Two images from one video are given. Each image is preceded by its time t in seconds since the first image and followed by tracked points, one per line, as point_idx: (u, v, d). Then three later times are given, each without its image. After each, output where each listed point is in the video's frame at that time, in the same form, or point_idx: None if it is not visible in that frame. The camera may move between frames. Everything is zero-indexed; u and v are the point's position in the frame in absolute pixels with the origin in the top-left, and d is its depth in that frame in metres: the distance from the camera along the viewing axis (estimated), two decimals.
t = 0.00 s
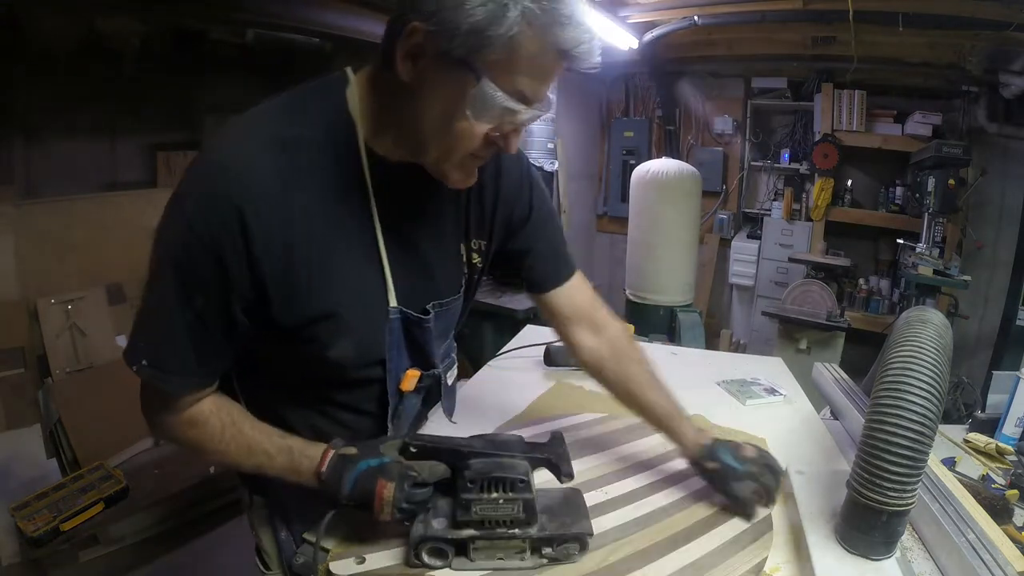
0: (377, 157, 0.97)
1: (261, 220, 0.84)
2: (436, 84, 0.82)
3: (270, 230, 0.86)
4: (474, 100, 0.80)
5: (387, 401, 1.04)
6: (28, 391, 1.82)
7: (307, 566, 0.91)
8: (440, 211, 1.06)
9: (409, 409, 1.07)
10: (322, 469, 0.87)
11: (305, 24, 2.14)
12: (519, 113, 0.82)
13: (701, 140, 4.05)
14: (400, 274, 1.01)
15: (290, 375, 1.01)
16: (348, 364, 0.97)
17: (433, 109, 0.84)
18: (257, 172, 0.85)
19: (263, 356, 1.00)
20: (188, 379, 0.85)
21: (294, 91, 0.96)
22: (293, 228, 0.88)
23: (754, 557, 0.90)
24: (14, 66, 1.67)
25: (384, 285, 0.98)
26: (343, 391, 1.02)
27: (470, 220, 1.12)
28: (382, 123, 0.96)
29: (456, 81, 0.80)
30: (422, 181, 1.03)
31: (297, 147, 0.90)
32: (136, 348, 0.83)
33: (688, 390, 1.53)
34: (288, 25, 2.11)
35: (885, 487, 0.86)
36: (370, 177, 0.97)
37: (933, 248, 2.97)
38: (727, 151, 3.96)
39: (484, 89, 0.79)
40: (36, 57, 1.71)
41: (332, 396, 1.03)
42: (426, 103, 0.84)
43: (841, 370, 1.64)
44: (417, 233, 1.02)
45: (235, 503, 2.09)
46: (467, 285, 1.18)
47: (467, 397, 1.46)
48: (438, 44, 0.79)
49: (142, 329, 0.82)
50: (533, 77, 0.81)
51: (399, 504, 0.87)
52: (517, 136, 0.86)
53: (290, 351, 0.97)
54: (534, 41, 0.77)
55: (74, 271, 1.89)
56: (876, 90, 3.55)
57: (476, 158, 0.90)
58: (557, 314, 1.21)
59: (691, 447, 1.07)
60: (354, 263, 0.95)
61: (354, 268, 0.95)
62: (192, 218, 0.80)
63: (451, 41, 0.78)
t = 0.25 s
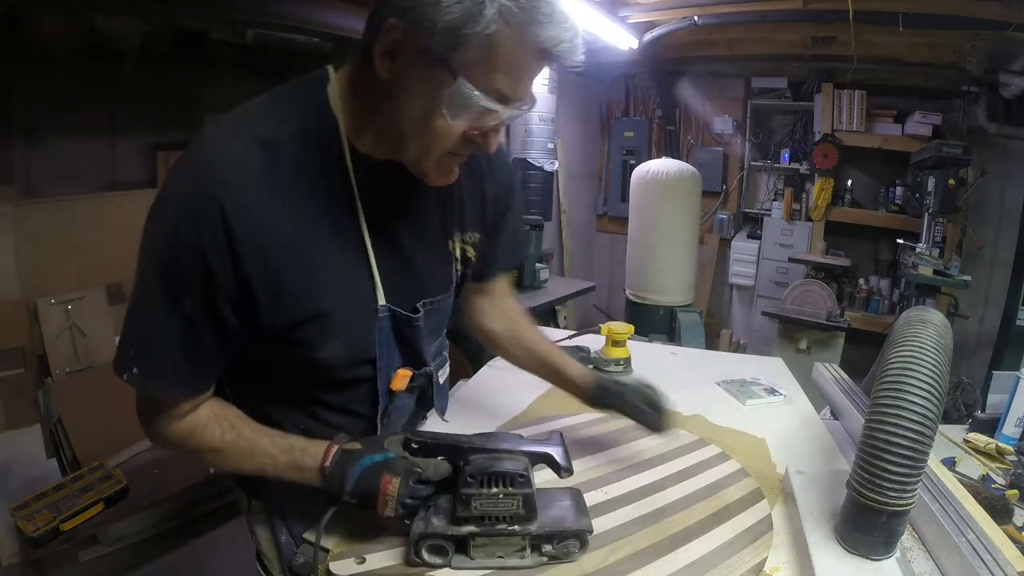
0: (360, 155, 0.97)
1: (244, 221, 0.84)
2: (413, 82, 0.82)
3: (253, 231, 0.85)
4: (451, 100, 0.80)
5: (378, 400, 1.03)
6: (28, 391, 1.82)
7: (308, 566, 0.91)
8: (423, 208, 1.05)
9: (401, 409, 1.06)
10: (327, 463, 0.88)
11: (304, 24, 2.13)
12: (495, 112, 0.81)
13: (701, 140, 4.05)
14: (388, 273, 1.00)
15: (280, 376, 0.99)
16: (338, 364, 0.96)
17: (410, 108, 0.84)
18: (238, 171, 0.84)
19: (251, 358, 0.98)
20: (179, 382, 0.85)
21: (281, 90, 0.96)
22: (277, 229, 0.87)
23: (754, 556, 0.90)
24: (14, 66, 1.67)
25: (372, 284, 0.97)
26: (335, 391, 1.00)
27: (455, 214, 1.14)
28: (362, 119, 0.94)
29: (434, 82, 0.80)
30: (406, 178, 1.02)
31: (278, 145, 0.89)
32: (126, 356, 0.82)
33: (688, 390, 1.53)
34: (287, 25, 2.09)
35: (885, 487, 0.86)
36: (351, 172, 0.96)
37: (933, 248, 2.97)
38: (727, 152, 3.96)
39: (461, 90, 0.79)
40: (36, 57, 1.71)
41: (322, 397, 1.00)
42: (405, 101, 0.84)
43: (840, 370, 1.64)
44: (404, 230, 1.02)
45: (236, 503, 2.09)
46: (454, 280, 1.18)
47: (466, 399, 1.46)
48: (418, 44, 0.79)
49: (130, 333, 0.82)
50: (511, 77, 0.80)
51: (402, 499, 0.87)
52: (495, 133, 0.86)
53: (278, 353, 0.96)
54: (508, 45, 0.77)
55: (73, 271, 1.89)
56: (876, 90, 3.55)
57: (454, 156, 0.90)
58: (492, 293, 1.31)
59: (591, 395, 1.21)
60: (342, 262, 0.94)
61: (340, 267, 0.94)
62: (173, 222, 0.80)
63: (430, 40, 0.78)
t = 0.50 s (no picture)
0: (334, 140, 0.93)
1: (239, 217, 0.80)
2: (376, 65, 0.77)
3: (248, 226, 0.81)
4: (420, 85, 0.76)
5: (372, 385, 0.97)
6: (28, 391, 1.82)
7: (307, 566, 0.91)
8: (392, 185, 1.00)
9: (398, 391, 1.01)
10: (328, 469, 0.84)
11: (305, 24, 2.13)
12: (459, 91, 0.78)
13: (701, 140, 4.05)
14: (376, 255, 0.95)
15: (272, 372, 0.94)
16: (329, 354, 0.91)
17: (377, 95, 0.80)
18: (231, 166, 0.80)
19: (241, 356, 0.95)
20: (178, 389, 0.80)
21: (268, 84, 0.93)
22: (272, 220, 0.83)
23: (753, 556, 0.90)
24: (14, 65, 1.67)
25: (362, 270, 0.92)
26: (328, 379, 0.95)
27: (424, 186, 1.10)
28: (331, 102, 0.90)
29: (398, 64, 0.76)
30: (383, 163, 0.97)
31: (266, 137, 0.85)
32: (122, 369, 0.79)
33: (688, 390, 1.53)
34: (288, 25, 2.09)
35: (885, 487, 0.86)
36: (327, 156, 0.91)
37: (934, 248, 2.97)
38: (727, 151, 3.96)
39: (427, 72, 0.75)
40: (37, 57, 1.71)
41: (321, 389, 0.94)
42: (370, 84, 0.79)
43: (841, 370, 1.64)
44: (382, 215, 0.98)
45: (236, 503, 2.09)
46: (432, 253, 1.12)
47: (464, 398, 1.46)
48: (378, 25, 0.74)
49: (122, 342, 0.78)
50: (474, 55, 0.77)
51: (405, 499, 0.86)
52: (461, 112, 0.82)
53: (271, 349, 0.92)
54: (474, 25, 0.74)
55: (74, 271, 1.89)
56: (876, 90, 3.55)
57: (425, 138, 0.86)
58: (452, 270, 1.24)
59: (515, 359, 1.13)
60: (337, 249, 0.90)
61: (339, 259, 0.90)
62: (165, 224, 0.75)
63: (391, 22, 0.73)
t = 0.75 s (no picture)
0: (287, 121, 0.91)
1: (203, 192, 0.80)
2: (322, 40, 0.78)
3: (211, 201, 0.81)
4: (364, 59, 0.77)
5: (339, 365, 0.96)
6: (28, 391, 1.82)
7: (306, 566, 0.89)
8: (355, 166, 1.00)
9: (369, 373, 0.98)
10: (306, 447, 0.82)
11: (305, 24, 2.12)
12: (404, 67, 0.79)
13: (701, 140, 4.06)
14: (336, 229, 0.94)
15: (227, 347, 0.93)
16: (286, 328, 0.90)
17: (327, 78, 0.81)
18: (199, 143, 0.80)
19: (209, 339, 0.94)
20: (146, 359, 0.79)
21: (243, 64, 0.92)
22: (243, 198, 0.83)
23: (754, 557, 0.89)
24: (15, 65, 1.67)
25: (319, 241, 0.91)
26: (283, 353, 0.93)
27: (389, 167, 1.09)
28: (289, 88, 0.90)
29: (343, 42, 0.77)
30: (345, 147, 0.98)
31: (225, 116, 0.85)
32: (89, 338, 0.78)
33: (688, 390, 1.53)
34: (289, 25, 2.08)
35: (885, 487, 0.86)
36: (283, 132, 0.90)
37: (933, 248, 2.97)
38: (727, 151, 3.96)
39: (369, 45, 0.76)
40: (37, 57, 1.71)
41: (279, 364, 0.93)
42: (318, 65, 0.80)
43: (841, 370, 1.64)
44: (340, 189, 0.97)
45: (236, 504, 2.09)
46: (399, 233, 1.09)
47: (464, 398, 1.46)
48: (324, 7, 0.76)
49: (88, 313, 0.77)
50: (412, 32, 0.79)
51: (389, 484, 0.81)
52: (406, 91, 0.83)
53: (232, 324, 0.91)
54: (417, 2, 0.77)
55: (73, 270, 1.89)
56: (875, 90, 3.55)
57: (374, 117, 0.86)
58: (430, 256, 1.26)
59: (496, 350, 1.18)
60: (296, 221, 0.89)
61: (299, 228, 0.89)
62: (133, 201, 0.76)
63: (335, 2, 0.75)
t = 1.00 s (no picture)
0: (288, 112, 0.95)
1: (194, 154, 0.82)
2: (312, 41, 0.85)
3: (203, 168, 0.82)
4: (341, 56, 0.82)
5: (334, 340, 0.97)
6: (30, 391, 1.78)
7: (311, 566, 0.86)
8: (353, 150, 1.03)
9: (364, 350, 0.99)
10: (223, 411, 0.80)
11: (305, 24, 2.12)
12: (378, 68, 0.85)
13: (701, 140, 4.06)
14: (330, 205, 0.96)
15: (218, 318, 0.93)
16: (277, 296, 0.90)
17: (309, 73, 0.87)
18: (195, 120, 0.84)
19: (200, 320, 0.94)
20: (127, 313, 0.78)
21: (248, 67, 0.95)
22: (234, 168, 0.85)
23: (754, 558, 0.89)
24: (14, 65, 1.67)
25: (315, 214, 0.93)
26: (271, 323, 0.92)
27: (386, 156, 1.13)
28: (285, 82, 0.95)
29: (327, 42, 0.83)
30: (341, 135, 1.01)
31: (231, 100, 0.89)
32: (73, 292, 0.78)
33: (687, 390, 1.53)
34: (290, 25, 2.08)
35: (884, 487, 0.86)
36: (282, 118, 0.92)
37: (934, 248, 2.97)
38: (727, 151, 3.96)
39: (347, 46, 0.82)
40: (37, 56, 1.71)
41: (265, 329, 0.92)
42: (304, 61, 0.86)
43: (841, 370, 1.64)
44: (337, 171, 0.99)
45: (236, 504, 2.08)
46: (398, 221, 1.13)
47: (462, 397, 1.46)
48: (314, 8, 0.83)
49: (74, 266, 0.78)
50: (384, 32, 0.85)
51: (308, 448, 0.79)
52: (383, 88, 0.89)
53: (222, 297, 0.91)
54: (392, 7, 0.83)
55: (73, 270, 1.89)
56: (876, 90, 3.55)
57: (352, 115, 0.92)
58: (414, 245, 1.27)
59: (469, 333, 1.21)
60: (289, 192, 0.91)
61: (290, 200, 0.90)
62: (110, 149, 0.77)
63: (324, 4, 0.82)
